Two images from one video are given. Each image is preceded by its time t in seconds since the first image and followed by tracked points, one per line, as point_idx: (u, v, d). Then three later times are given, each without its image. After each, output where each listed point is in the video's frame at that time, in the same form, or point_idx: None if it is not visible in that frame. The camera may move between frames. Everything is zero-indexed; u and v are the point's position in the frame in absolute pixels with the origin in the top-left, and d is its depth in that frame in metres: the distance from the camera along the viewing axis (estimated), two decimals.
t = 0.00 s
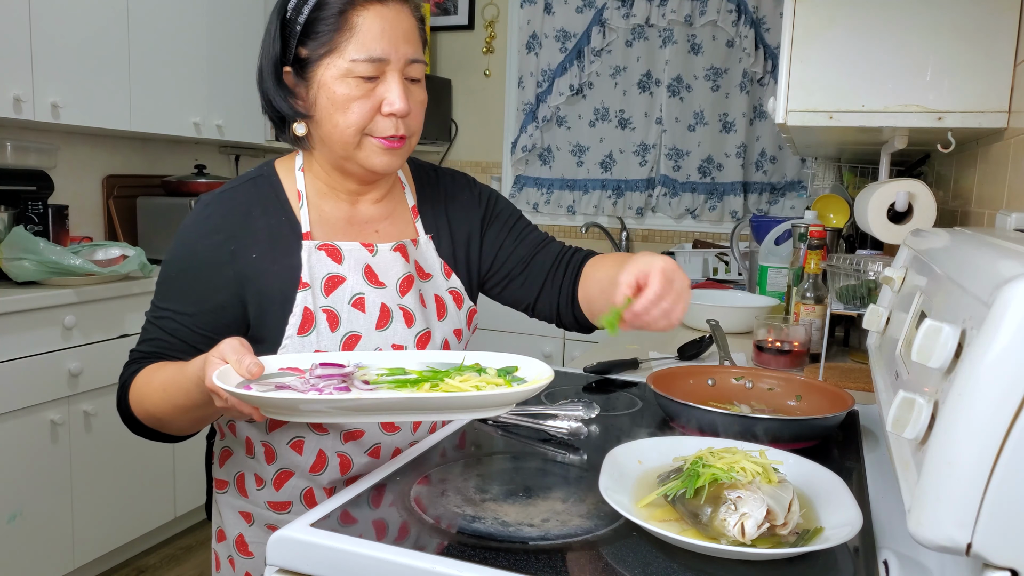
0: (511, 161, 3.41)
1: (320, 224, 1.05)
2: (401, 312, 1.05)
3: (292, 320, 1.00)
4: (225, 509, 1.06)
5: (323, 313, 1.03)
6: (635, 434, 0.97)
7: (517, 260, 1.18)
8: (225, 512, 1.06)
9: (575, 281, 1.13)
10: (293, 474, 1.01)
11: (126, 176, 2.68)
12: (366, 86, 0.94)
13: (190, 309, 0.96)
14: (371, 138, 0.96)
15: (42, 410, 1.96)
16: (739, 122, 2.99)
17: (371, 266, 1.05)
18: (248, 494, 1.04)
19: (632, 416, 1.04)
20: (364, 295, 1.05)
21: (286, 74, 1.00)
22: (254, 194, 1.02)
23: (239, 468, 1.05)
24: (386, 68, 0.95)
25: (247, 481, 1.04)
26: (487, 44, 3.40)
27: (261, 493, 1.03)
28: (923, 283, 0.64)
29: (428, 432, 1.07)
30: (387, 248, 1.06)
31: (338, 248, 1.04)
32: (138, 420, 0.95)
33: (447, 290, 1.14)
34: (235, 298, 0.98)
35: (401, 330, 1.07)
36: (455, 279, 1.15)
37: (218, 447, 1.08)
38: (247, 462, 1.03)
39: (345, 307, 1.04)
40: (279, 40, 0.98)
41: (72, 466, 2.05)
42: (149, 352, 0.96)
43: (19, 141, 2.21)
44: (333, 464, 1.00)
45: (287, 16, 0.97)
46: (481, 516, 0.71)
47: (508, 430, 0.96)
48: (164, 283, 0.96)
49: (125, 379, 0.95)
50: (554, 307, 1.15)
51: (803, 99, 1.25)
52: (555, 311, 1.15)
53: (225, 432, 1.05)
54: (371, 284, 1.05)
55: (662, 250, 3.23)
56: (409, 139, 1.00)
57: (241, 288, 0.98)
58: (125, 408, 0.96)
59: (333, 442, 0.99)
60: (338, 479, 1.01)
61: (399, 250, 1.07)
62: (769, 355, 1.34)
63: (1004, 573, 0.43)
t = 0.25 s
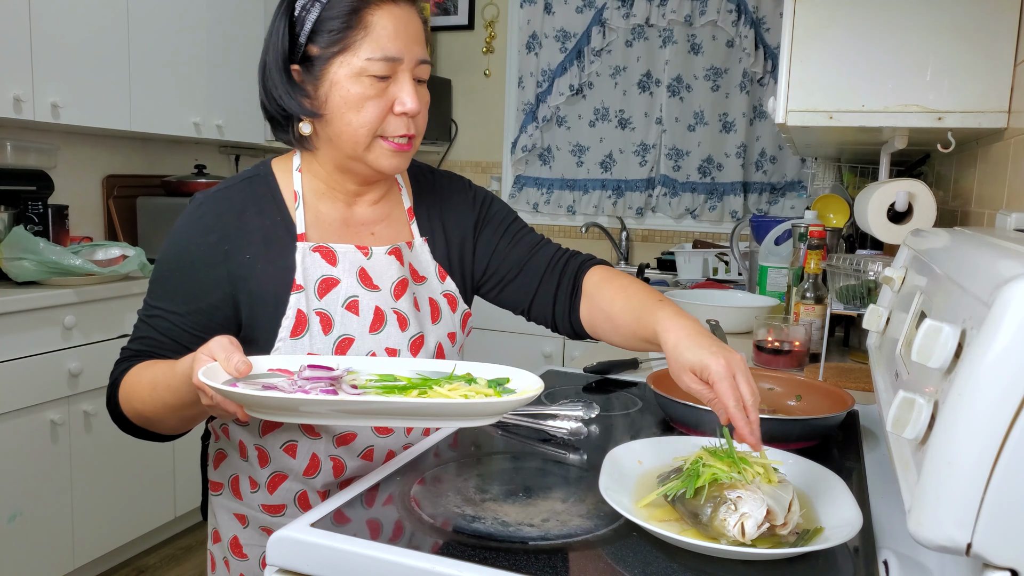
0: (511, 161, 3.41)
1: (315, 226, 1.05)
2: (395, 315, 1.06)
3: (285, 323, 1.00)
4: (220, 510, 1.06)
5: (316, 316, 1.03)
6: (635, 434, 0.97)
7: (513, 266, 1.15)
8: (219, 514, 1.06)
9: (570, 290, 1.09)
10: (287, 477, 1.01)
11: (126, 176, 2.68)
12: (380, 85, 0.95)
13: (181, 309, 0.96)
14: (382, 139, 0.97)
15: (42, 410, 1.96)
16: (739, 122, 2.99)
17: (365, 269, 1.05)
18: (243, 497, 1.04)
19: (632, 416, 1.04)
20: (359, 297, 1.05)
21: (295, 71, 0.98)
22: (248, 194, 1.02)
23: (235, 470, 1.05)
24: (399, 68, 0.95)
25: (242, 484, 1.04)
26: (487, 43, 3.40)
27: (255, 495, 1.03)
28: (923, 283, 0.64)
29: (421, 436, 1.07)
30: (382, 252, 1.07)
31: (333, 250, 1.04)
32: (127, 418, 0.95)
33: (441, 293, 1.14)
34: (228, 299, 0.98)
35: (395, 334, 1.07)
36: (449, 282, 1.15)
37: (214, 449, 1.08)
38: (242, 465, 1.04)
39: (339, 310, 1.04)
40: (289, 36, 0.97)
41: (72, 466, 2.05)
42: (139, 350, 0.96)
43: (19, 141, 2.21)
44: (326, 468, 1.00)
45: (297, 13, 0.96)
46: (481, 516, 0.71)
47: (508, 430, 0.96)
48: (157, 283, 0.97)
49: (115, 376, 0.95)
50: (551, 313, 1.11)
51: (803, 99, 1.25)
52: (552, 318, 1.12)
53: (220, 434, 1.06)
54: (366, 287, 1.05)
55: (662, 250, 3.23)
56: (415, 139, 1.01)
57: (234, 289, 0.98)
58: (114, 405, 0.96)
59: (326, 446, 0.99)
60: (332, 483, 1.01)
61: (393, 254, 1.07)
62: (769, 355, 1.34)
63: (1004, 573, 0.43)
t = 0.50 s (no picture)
0: (511, 161, 3.41)
1: (321, 217, 1.05)
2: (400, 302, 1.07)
3: (296, 311, 1.00)
4: (223, 514, 1.06)
5: (326, 304, 1.03)
6: (635, 434, 0.97)
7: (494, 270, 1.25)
8: (223, 518, 1.06)
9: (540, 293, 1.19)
10: (290, 478, 1.01)
11: (126, 176, 2.68)
12: (413, 83, 1.00)
13: (196, 298, 0.93)
14: (411, 135, 1.02)
15: (42, 410, 1.96)
16: (739, 122, 2.99)
17: (372, 257, 1.07)
18: (246, 499, 1.04)
19: (631, 416, 1.04)
20: (363, 286, 1.06)
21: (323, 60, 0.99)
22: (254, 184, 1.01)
23: (238, 472, 1.04)
24: (428, 68, 1.01)
25: (245, 485, 1.04)
26: (487, 43, 3.40)
27: (259, 496, 1.03)
28: (923, 283, 0.64)
29: (420, 429, 1.11)
30: (389, 239, 1.09)
31: (339, 240, 1.05)
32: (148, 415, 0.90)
33: (438, 280, 1.17)
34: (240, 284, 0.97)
35: (400, 320, 1.08)
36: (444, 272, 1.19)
37: (214, 452, 1.07)
38: (246, 466, 1.03)
39: (345, 299, 1.05)
40: (320, 24, 0.98)
41: (72, 466, 2.05)
42: (155, 342, 0.92)
43: (19, 141, 2.21)
44: (329, 466, 1.01)
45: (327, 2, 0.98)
46: (481, 516, 0.71)
47: (507, 430, 0.96)
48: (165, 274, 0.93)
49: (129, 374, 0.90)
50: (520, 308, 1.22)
51: (803, 99, 1.25)
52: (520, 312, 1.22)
53: (221, 436, 1.05)
54: (372, 275, 1.07)
55: (662, 250, 3.23)
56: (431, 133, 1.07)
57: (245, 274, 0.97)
58: (130, 403, 0.91)
59: (327, 445, 1.00)
60: (336, 481, 1.02)
61: (400, 240, 1.10)
62: (768, 355, 1.34)
63: (1003, 573, 0.43)
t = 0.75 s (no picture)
0: (511, 161, 3.41)
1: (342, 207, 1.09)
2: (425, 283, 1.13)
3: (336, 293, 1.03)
4: (251, 507, 1.06)
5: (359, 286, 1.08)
6: (635, 434, 0.97)
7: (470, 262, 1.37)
8: (251, 511, 1.06)
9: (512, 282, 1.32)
10: (327, 461, 1.04)
11: (126, 176, 2.68)
12: (416, 84, 1.05)
13: (251, 282, 0.91)
14: (412, 132, 1.07)
15: (42, 410, 1.96)
16: (739, 122, 2.99)
17: (394, 240, 1.14)
18: (278, 488, 1.05)
19: (631, 416, 1.04)
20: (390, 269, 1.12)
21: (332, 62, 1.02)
22: (283, 178, 1.01)
23: (268, 463, 1.05)
24: (428, 70, 1.07)
25: (276, 475, 1.05)
26: (487, 43, 3.40)
27: (293, 483, 1.04)
28: (923, 283, 0.64)
29: (438, 404, 1.17)
30: (410, 223, 1.16)
31: (365, 227, 1.10)
32: (229, 404, 0.85)
33: (446, 265, 1.24)
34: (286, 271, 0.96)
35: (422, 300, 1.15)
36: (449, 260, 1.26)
37: (239, 446, 1.07)
38: (277, 455, 1.04)
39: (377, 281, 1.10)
40: (329, 28, 1.02)
41: (72, 466, 2.05)
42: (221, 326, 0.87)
43: (19, 141, 2.21)
44: (367, 443, 1.05)
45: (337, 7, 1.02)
46: (481, 516, 0.71)
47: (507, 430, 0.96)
48: (217, 260, 0.89)
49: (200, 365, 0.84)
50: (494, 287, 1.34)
51: (804, 99, 1.25)
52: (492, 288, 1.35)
53: (248, 429, 1.05)
54: (394, 257, 1.14)
55: (662, 250, 3.23)
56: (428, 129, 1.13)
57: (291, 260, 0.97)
58: (211, 394, 0.85)
59: (365, 422, 1.05)
60: (371, 459, 1.06)
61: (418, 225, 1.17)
62: (768, 355, 1.34)
63: (1003, 573, 0.43)
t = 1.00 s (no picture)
0: (511, 161, 3.41)
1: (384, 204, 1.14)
2: (457, 266, 1.24)
3: (400, 277, 1.07)
4: (309, 479, 1.07)
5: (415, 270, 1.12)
6: (636, 434, 0.97)
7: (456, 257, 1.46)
8: (309, 482, 1.07)
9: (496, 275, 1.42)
10: (388, 427, 1.10)
11: (126, 176, 2.68)
12: (437, 97, 1.08)
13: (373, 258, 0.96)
14: (434, 140, 1.12)
15: (41, 410, 1.95)
16: (739, 122, 2.99)
17: (432, 231, 1.20)
18: (339, 458, 1.08)
19: (631, 416, 1.04)
20: (429, 257, 1.19)
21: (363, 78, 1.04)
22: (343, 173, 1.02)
23: (329, 434, 1.07)
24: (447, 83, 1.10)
25: (338, 445, 1.07)
26: (487, 44, 3.40)
27: (354, 451, 1.08)
28: (923, 283, 0.64)
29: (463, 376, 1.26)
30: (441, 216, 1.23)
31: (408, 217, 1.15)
32: (395, 374, 0.88)
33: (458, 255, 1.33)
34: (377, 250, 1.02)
35: (455, 283, 1.24)
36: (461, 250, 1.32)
37: (296, 420, 1.06)
38: (338, 426, 1.07)
39: (424, 266, 1.16)
40: (360, 46, 1.03)
41: (72, 466, 2.05)
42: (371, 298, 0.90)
43: (19, 141, 2.21)
44: (423, 409, 1.13)
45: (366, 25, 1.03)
46: (481, 516, 0.71)
47: (507, 430, 0.96)
48: (351, 235, 0.93)
49: (382, 337, 0.87)
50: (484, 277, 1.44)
51: (803, 99, 1.25)
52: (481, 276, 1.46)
53: (308, 404, 1.06)
54: (433, 246, 1.20)
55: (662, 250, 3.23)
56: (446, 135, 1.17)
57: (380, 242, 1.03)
58: (389, 361, 0.87)
59: (422, 389, 1.13)
60: (425, 423, 1.14)
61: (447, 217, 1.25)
62: (768, 355, 1.34)
63: (1004, 573, 0.43)
